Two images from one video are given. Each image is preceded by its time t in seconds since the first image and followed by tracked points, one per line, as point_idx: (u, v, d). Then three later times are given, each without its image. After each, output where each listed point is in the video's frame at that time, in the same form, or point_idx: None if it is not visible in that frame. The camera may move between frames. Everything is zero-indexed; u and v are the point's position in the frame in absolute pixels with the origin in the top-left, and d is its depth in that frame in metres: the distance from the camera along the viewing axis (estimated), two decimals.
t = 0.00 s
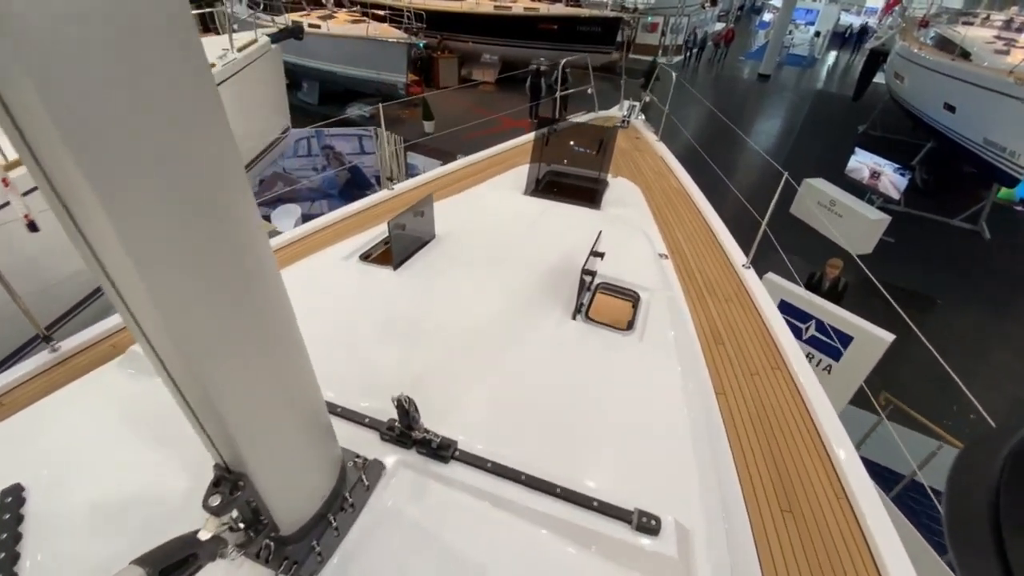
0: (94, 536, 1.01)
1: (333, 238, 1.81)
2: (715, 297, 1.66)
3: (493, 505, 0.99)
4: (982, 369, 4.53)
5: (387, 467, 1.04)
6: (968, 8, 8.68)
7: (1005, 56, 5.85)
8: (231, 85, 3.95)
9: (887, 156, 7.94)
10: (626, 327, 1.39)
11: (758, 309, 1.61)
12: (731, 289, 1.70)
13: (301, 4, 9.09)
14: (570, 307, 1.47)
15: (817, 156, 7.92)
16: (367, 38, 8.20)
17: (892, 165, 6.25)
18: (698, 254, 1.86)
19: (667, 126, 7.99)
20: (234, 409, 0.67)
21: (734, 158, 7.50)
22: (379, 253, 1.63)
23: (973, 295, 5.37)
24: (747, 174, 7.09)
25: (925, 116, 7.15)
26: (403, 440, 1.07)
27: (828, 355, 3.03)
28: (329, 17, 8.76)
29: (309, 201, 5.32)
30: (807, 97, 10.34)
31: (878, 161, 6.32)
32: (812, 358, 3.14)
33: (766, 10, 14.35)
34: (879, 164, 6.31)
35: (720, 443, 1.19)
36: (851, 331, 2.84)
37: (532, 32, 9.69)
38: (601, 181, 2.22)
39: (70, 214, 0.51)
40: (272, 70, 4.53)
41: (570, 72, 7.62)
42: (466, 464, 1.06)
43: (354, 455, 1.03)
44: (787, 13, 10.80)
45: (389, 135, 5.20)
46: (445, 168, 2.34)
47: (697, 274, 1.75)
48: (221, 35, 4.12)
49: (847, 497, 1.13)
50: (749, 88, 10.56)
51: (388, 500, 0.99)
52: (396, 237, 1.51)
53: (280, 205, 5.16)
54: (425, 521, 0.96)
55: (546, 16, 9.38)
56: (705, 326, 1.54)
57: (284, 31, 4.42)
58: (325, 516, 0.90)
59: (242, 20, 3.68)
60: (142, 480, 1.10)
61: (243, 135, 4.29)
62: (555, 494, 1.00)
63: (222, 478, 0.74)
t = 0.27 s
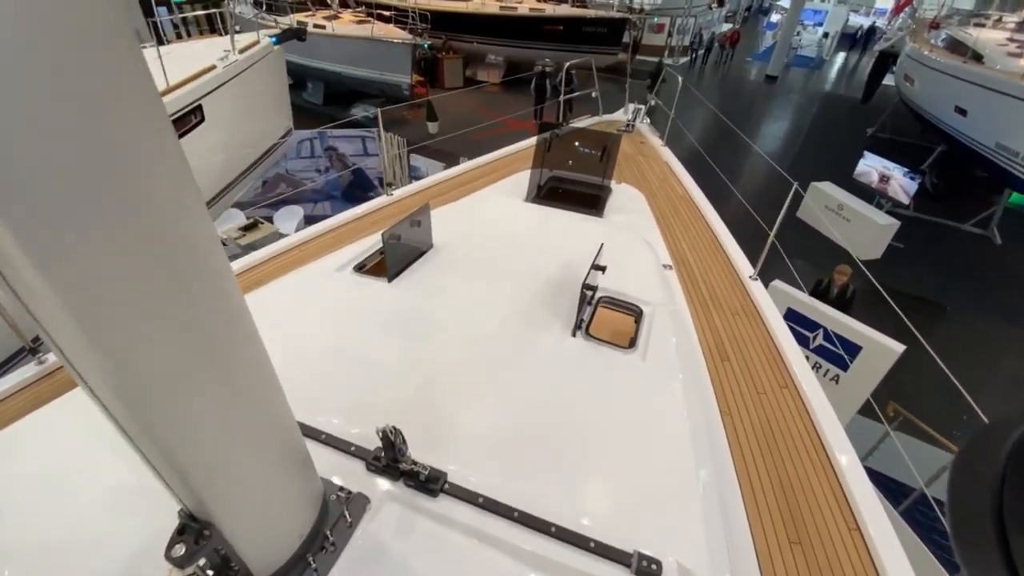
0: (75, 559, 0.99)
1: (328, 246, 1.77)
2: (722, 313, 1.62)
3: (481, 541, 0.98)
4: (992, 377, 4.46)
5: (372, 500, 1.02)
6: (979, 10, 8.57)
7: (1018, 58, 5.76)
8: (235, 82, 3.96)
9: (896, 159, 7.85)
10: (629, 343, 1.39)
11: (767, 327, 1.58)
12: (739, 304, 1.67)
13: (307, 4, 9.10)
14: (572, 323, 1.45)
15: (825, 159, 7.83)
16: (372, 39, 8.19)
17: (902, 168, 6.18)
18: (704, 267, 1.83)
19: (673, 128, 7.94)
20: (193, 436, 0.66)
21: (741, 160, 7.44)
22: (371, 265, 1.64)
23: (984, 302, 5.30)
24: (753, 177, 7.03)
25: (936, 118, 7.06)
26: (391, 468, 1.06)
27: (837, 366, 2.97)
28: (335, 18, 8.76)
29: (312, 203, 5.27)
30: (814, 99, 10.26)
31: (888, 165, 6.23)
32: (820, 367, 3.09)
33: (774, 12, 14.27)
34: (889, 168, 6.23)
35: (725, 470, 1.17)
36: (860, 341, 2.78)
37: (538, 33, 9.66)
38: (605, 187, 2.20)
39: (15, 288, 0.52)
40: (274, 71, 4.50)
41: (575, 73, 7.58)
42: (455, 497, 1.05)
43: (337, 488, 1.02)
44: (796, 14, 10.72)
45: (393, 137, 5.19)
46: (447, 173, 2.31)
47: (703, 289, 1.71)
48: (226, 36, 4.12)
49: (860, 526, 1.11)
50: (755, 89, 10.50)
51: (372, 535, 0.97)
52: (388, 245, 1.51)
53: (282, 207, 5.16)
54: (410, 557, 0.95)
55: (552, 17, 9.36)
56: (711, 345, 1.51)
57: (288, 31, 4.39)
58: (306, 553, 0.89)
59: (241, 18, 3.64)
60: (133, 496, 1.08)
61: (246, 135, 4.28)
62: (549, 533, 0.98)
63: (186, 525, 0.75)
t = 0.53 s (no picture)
0: None
1: (326, 256, 1.74)
2: (731, 328, 1.59)
3: None
4: (1002, 387, 4.39)
5: (362, 543, 0.98)
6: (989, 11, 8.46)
7: None
8: (236, 85, 3.93)
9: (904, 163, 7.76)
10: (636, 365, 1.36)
11: (778, 344, 1.55)
12: (748, 320, 1.64)
13: (310, 5, 9.08)
14: (576, 344, 1.42)
15: (832, 162, 7.76)
16: (376, 40, 8.17)
17: (911, 173, 6.10)
18: (712, 280, 1.80)
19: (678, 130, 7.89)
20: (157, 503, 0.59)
21: (746, 164, 7.38)
22: (369, 279, 1.62)
23: (993, 309, 5.23)
24: (759, 181, 6.97)
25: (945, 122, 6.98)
26: (383, 508, 1.01)
27: (846, 376, 2.92)
28: (339, 18, 8.74)
29: (314, 205, 5.28)
30: (821, 101, 10.18)
31: (896, 168, 6.17)
32: (829, 377, 3.03)
33: (780, 12, 14.17)
34: (897, 172, 6.17)
35: (735, 491, 1.14)
36: (870, 352, 2.73)
37: (542, 34, 9.61)
38: (610, 195, 2.16)
39: None
40: (276, 72, 4.46)
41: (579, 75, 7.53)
42: (451, 539, 1.01)
43: (327, 530, 0.98)
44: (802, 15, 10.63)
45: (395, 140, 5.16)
46: (449, 180, 2.27)
47: (712, 303, 1.68)
48: (228, 39, 4.09)
49: (877, 555, 1.05)
50: (761, 91, 10.42)
51: None
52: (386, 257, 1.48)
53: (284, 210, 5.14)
54: None
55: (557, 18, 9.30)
56: (720, 362, 1.47)
57: (290, 32, 4.36)
58: None
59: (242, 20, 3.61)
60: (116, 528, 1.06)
61: (248, 138, 4.26)
62: None
63: None
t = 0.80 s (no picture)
0: None
1: (321, 266, 1.71)
2: (737, 342, 1.55)
3: None
4: (1010, 394, 4.33)
5: None
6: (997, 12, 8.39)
7: None
8: (234, 87, 3.90)
9: (910, 166, 7.69)
10: (642, 387, 1.32)
11: (787, 359, 1.51)
12: (755, 334, 1.60)
13: (313, 6, 9.06)
14: (575, 365, 1.38)
15: (837, 165, 7.69)
16: (378, 41, 8.14)
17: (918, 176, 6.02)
18: (718, 291, 1.76)
19: (681, 133, 7.84)
20: None
21: (750, 166, 7.32)
22: (365, 293, 1.58)
23: (1000, 315, 5.17)
24: (762, 183, 6.91)
25: (951, 125, 6.91)
26: (370, 553, 0.94)
27: (853, 386, 2.88)
28: (341, 19, 8.71)
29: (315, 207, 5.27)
30: (825, 103, 10.12)
31: (902, 172, 6.10)
32: (835, 387, 2.98)
33: (785, 13, 14.10)
34: (903, 176, 6.09)
35: (742, 515, 1.09)
36: (878, 361, 2.69)
37: (545, 35, 9.57)
38: (612, 203, 2.11)
39: None
40: (276, 74, 4.43)
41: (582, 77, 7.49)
42: None
43: None
44: (808, 16, 10.56)
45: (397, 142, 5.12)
46: (449, 186, 2.24)
47: (717, 316, 1.64)
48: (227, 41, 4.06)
49: None
50: (766, 92, 10.37)
51: None
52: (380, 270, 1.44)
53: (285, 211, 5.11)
54: None
55: (559, 19, 9.26)
56: (726, 378, 1.44)
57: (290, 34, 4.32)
58: None
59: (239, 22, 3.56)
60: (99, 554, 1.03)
61: (247, 140, 4.23)
62: None
63: None
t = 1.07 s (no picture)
0: None
1: (317, 275, 1.74)
2: (747, 364, 1.53)
3: None
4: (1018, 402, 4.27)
5: None
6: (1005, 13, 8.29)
7: None
8: (233, 90, 3.85)
9: (916, 169, 7.61)
10: (648, 411, 1.32)
11: (798, 381, 1.48)
12: (765, 354, 1.57)
13: (314, 6, 9.03)
14: (578, 392, 1.36)
15: (842, 167, 7.61)
16: (380, 42, 8.10)
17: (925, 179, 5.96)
18: (727, 309, 1.73)
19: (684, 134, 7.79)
20: None
21: (754, 168, 7.26)
22: (358, 307, 1.61)
23: (1008, 321, 5.10)
24: (767, 185, 6.84)
25: (957, 128, 6.84)
26: None
27: (861, 397, 2.82)
28: (343, 20, 8.68)
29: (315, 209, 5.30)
30: (829, 104, 10.04)
31: (909, 175, 6.02)
32: (843, 397, 2.94)
33: (788, 13, 14.02)
34: (910, 179, 6.02)
35: (755, 553, 1.07)
36: (886, 371, 2.64)
37: (547, 35, 9.53)
38: (615, 210, 2.07)
39: None
40: (275, 76, 4.40)
41: (585, 78, 7.43)
42: None
43: None
44: (812, 16, 10.49)
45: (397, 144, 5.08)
46: (449, 190, 2.23)
47: (726, 336, 1.62)
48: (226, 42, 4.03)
49: None
50: (769, 93, 10.30)
51: None
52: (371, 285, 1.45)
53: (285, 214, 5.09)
54: None
55: (562, 19, 9.21)
56: (737, 404, 1.41)
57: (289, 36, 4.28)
58: None
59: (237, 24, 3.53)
60: None
61: (247, 143, 4.20)
62: None
63: None
